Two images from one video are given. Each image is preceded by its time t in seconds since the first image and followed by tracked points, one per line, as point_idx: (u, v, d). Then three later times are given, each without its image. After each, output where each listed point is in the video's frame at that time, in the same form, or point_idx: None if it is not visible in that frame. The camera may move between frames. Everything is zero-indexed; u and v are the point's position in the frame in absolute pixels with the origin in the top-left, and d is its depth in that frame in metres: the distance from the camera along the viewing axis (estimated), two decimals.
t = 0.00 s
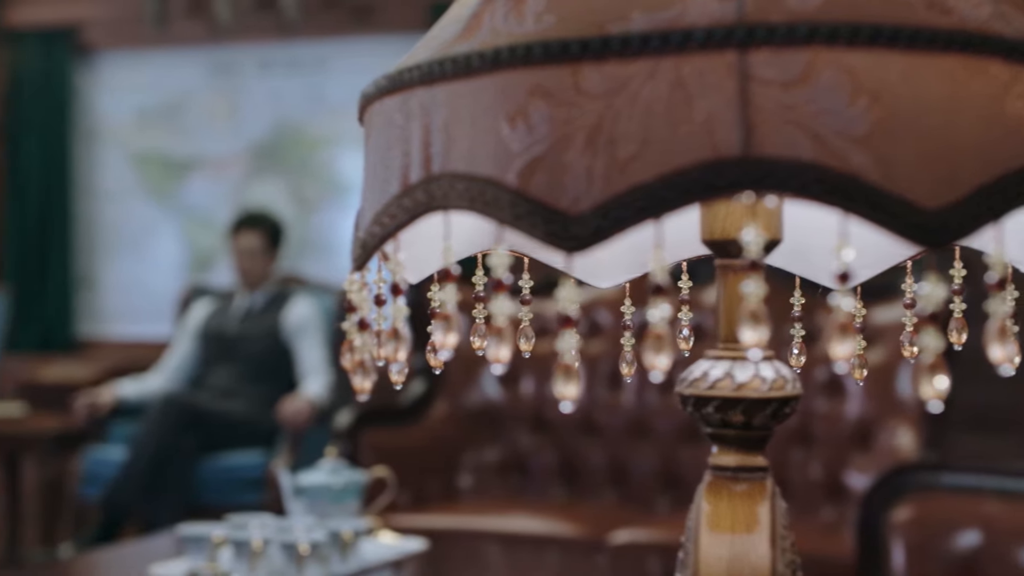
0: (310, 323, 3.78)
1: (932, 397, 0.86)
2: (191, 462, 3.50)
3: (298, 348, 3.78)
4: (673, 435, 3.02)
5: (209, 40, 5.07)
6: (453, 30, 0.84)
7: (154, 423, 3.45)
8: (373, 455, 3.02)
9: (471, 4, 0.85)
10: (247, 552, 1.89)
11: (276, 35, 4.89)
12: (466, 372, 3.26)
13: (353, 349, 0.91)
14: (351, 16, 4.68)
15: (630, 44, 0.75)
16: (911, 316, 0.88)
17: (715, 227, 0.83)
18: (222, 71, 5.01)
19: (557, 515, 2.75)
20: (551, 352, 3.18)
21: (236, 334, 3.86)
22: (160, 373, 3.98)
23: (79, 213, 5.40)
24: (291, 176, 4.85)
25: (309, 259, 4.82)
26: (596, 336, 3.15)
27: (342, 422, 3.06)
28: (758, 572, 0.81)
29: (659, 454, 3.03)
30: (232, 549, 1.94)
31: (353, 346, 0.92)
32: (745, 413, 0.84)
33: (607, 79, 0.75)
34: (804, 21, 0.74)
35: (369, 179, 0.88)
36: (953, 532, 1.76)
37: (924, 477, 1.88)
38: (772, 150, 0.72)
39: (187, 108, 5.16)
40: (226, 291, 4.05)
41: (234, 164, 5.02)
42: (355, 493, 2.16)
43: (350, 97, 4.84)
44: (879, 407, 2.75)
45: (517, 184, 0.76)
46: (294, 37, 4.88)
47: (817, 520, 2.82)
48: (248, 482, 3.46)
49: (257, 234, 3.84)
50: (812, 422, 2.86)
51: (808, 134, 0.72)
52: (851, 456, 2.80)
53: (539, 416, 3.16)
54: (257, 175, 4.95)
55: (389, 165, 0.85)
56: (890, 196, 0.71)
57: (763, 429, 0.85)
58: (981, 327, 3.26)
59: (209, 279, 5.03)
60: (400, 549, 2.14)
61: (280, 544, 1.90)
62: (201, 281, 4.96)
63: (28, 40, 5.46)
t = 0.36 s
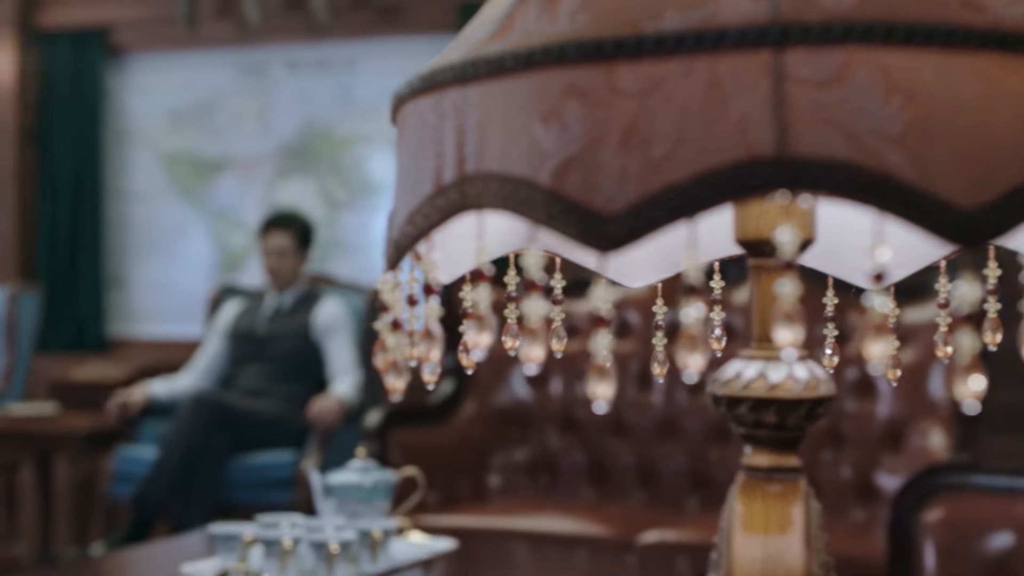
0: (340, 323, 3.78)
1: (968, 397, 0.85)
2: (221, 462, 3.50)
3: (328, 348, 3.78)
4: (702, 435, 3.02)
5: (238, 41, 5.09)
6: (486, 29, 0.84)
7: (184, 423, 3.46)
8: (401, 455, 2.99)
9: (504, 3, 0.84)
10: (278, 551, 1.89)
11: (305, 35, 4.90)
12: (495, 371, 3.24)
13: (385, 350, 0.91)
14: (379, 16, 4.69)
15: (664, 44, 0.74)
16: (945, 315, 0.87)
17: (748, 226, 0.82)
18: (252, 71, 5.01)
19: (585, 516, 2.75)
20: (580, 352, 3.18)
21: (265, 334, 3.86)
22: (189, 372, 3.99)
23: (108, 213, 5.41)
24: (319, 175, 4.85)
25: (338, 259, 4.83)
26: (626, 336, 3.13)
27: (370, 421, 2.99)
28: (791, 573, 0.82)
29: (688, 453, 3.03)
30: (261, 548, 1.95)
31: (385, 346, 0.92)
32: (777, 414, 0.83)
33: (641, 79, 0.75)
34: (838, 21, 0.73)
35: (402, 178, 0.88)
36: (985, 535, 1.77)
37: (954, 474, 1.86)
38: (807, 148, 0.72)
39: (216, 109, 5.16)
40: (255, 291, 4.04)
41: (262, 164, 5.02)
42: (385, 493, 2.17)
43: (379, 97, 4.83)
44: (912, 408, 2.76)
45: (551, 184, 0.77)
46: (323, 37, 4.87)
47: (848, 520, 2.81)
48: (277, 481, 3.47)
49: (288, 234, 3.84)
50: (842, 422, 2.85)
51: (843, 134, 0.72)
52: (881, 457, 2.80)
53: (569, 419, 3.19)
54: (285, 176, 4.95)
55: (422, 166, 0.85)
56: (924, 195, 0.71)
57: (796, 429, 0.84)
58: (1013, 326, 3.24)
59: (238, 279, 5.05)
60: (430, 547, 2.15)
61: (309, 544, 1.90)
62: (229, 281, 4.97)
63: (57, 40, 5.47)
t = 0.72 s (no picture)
0: (369, 322, 3.76)
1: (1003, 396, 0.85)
2: (250, 461, 3.50)
3: (356, 348, 3.77)
4: (731, 435, 3.02)
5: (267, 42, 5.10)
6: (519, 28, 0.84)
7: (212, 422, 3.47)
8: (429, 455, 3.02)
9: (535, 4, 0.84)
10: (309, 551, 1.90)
11: (335, 36, 4.91)
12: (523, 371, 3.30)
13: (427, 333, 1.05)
14: (408, 16, 4.69)
15: (698, 42, 0.74)
16: (979, 315, 0.87)
17: (782, 228, 0.82)
18: (281, 71, 5.03)
19: (612, 515, 2.75)
20: (610, 352, 3.20)
21: (294, 333, 3.85)
22: (220, 372, 3.97)
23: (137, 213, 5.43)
24: (346, 176, 4.88)
25: (366, 260, 4.84)
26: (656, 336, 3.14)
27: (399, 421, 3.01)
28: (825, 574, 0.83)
29: (717, 454, 3.02)
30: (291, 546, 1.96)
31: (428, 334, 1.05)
32: (810, 413, 0.83)
33: (674, 78, 0.75)
34: (871, 22, 0.72)
35: (433, 179, 0.88)
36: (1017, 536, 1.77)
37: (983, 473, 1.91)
38: (842, 147, 0.71)
39: (245, 109, 5.18)
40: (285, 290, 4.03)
41: (291, 164, 5.05)
42: (415, 492, 2.17)
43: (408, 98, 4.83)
44: (941, 408, 2.76)
45: (584, 183, 0.76)
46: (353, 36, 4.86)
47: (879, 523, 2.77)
48: (308, 481, 3.44)
49: (317, 234, 3.82)
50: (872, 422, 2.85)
51: (877, 134, 0.71)
52: (912, 457, 2.79)
53: (598, 418, 3.19)
54: (313, 176, 4.97)
55: (454, 168, 0.85)
56: (959, 194, 0.71)
57: (829, 430, 0.84)
58: None
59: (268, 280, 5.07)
60: (459, 547, 2.16)
61: (339, 543, 1.91)
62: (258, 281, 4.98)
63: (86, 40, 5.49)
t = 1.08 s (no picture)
0: (398, 322, 3.76)
1: None
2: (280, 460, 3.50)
3: (385, 348, 3.76)
4: (761, 434, 3.02)
5: (297, 42, 5.14)
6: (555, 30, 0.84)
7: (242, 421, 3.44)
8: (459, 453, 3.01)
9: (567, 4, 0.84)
10: (338, 552, 1.91)
11: (365, 36, 4.94)
12: (553, 372, 3.32)
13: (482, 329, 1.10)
14: (438, 15, 4.73)
15: (732, 41, 0.74)
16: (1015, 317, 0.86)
17: (815, 228, 0.81)
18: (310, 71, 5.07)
19: (640, 514, 2.76)
20: (639, 353, 3.23)
21: (323, 333, 3.84)
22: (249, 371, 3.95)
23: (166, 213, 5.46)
24: (375, 176, 4.92)
25: (396, 260, 4.89)
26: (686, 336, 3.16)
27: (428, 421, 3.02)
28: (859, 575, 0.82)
29: (746, 454, 3.02)
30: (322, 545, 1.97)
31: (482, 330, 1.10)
32: (844, 414, 0.83)
33: (709, 83, 0.74)
34: (907, 20, 0.71)
35: (465, 179, 0.88)
36: None
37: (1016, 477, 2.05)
38: (881, 146, 0.70)
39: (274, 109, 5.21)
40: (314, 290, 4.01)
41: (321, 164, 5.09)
42: (444, 493, 2.17)
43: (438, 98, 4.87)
44: (972, 409, 2.75)
45: (617, 182, 0.75)
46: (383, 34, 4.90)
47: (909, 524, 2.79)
48: (336, 480, 3.46)
49: (348, 234, 3.81)
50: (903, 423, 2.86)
51: (912, 133, 0.70)
52: (943, 458, 2.79)
53: (628, 418, 3.22)
54: (342, 176, 5.01)
55: (487, 169, 0.84)
56: (995, 194, 0.68)
57: (863, 431, 0.84)
58: None
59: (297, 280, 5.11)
60: (488, 547, 2.18)
61: (369, 542, 1.92)
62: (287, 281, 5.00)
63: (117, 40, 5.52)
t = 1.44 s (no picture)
0: (427, 322, 3.76)
1: None
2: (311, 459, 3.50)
3: (415, 347, 3.77)
4: (790, 435, 3.03)
5: (329, 42, 5.21)
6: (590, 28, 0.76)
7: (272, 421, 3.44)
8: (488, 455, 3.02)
9: None
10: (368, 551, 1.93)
11: (396, 37, 5.02)
12: (581, 374, 3.36)
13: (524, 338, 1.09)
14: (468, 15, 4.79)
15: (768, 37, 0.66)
16: None
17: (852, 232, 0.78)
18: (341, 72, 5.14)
19: (669, 513, 2.78)
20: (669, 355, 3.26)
21: (351, 332, 3.85)
22: (279, 372, 3.96)
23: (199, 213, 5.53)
24: (406, 176, 4.99)
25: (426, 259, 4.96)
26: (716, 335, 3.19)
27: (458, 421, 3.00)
28: None
29: (776, 456, 3.04)
30: (353, 544, 1.99)
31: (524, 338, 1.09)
32: (879, 415, 0.67)
33: (742, 81, 0.54)
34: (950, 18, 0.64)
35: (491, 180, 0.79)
36: None
37: None
38: (915, 149, 0.51)
39: (304, 111, 5.30)
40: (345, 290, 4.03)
41: (350, 164, 5.17)
42: (474, 494, 2.18)
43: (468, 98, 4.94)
44: (1004, 408, 2.78)
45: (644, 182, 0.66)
46: (413, 34, 4.97)
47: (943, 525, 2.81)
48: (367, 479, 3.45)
49: (377, 233, 3.81)
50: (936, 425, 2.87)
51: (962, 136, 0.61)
52: (976, 460, 2.81)
53: (657, 419, 3.24)
54: (372, 176, 5.09)
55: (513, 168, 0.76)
56: None
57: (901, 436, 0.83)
58: None
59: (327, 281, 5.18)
60: (515, 548, 2.21)
61: (400, 543, 1.94)
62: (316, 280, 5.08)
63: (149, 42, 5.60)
